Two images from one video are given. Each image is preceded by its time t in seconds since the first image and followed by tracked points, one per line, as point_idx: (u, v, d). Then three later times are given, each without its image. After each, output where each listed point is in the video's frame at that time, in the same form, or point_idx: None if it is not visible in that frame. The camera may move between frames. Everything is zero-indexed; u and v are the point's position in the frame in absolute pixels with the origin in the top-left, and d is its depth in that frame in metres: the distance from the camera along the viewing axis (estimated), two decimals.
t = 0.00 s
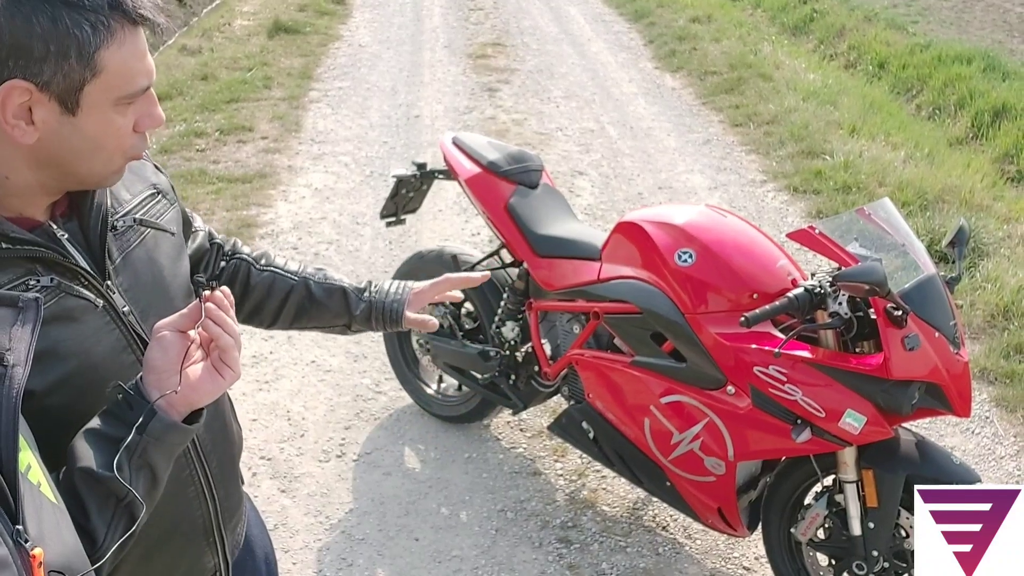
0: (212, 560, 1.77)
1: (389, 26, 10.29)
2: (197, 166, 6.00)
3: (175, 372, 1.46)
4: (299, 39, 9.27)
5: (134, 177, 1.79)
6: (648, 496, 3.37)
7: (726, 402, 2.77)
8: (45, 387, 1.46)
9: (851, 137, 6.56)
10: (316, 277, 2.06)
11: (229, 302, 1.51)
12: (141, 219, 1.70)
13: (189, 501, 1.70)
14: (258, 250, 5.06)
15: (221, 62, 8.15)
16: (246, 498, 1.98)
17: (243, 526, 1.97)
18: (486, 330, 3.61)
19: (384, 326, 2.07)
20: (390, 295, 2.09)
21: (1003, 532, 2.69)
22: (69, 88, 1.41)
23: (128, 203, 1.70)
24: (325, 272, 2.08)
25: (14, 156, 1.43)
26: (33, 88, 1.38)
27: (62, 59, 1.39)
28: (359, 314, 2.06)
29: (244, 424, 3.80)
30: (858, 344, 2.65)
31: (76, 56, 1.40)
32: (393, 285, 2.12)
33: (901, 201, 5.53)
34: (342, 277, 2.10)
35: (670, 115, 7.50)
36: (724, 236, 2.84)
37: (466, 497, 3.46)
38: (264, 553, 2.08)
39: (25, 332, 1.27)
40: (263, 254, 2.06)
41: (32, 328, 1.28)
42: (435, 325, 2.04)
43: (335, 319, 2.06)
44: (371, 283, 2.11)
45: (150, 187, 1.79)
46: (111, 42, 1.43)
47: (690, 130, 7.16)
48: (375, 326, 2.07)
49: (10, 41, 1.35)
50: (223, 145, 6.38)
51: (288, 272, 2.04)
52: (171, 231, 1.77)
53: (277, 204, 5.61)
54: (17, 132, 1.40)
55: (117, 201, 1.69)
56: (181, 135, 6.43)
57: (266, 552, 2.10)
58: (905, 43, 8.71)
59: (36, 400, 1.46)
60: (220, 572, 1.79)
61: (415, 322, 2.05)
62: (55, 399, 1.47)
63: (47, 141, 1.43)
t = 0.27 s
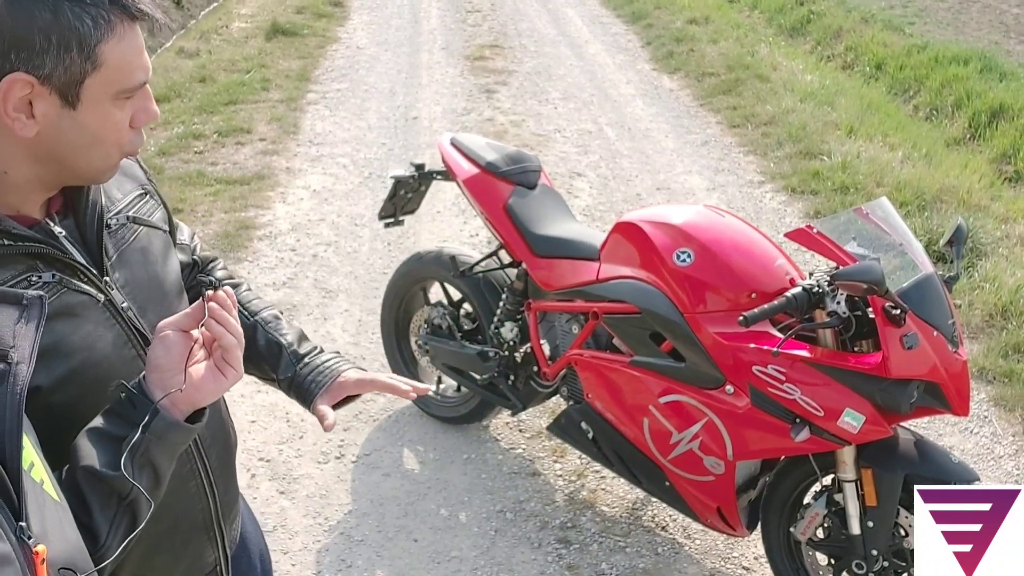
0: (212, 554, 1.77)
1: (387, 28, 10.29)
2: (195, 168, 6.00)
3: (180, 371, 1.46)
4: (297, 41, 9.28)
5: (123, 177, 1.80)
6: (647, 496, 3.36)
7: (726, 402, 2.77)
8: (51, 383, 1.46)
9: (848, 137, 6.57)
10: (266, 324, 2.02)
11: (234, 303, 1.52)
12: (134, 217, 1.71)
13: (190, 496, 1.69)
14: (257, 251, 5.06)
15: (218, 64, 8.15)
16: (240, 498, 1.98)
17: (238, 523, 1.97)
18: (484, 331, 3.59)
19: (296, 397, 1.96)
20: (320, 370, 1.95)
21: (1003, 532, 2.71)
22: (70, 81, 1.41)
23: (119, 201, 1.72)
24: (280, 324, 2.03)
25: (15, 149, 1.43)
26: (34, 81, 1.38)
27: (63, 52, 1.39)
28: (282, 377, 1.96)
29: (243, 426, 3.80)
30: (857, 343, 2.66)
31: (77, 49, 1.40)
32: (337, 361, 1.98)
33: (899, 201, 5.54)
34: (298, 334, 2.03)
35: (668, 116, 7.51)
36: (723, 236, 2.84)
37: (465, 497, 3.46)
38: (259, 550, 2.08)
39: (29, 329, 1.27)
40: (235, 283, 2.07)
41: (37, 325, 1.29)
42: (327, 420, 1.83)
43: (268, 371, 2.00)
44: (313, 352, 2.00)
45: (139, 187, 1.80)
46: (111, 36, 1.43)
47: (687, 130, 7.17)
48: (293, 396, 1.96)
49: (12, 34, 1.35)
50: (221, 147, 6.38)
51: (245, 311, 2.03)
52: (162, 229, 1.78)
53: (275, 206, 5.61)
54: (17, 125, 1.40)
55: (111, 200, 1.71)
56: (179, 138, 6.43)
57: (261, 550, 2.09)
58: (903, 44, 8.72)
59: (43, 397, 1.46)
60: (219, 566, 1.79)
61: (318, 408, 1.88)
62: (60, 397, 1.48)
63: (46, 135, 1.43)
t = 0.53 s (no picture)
0: (202, 553, 1.76)
1: (384, 31, 10.31)
2: (192, 170, 6.00)
3: (178, 362, 1.47)
4: (295, 44, 9.29)
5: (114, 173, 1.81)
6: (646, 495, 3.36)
7: (723, 399, 2.77)
8: (40, 377, 1.46)
9: (846, 138, 6.58)
10: (281, 286, 2.05)
11: (233, 294, 1.52)
12: (125, 213, 1.72)
13: (180, 492, 1.69)
14: (255, 253, 5.07)
15: (216, 67, 8.16)
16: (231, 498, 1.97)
17: (228, 522, 1.96)
18: (482, 330, 3.59)
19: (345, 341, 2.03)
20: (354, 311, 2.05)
21: (1003, 532, 2.69)
22: (56, 77, 1.41)
23: (112, 197, 1.73)
24: (292, 282, 2.07)
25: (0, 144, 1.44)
26: (19, 76, 1.38)
27: (49, 48, 1.39)
28: (319, 327, 2.03)
29: (241, 427, 3.80)
30: (855, 340, 2.66)
31: (63, 46, 1.40)
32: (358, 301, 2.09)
33: (896, 201, 5.55)
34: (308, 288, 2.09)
35: (666, 117, 7.52)
36: (720, 235, 2.84)
37: (464, 497, 3.46)
38: (251, 549, 2.08)
39: (29, 319, 1.28)
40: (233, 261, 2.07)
41: (36, 315, 1.29)
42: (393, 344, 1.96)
43: (298, 329, 2.05)
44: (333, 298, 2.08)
45: (131, 183, 1.81)
46: (100, 34, 1.43)
47: (685, 132, 7.18)
48: (333, 342, 2.04)
49: None
50: (219, 149, 6.39)
51: (255, 279, 2.05)
52: (155, 225, 1.79)
53: (273, 208, 5.61)
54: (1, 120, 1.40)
55: (103, 196, 1.72)
56: (177, 140, 6.43)
57: (253, 549, 2.09)
58: (900, 45, 8.74)
59: (33, 390, 1.46)
60: (210, 564, 1.78)
61: (371, 340, 2.00)
62: (50, 391, 1.48)
63: (31, 130, 1.43)
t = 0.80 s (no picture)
0: (198, 553, 1.77)
1: (381, 33, 10.31)
2: (190, 173, 6.00)
3: (178, 359, 1.47)
4: (292, 47, 9.29)
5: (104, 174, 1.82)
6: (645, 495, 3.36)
7: (722, 398, 2.77)
8: (32, 378, 1.47)
9: (843, 138, 6.59)
10: (267, 294, 2.06)
11: (233, 292, 1.52)
12: (116, 213, 1.72)
13: (175, 492, 1.70)
14: (253, 255, 5.07)
15: (213, 70, 8.16)
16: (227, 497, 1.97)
17: (225, 521, 1.96)
18: (481, 331, 3.59)
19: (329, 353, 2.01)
20: (339, 322, 2.03)
21: (1002, 532, 2.66)
22: (43, 78, 1.41)
23: (102, 197, 1.73)
24: (280, 292, 2.08)
25: None
26: (5, 78, 1.39)
27: (35, 49, 1.40)
28: (302, 338, 2.02)
29: (239, 429, 3.80)
30: (852, 338, 2.66)
31: (49, 47, 1.40)
32: (349, 314, 2.07)
33: (893, 201, 5.56)
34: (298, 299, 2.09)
35: (663, 118, 7.53)
36: (718, 234, 2.85)
37: (463, 498, 3.46)
38: (247, 549, 2.08)
39: (28, 318, 1.28)
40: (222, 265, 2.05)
41: (36, 314, 1.29)
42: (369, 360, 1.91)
43: (282, 338, 2.04)
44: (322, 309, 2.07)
45: (121, 184, 1.81)
46: (88, 35, 1.43)
47: (682, 132, 7.19)
48: (317, 353, 2.03)
49: None
50: (216, 152, 6.39)
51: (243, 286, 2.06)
52: (146, 225, 1.79)
53: (270, 210, 5.61)
54: None
55: (93, 197, 1.72)
56: (174, 143, 6.44)
57: (249, 549, 2.09)
58: (896, 45, 8.75)
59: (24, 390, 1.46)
60: (206, 564, 1.79)
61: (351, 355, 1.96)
62: (44, 391, 1.48)
63: (20, 132, 1.44)
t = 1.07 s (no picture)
0: (196, 548, 1.77)
1: (380, 35, 10.31)
2: (189, 175, 6.00)
3: (178, 363, 1.47)
4: (291, 49, 9.29)
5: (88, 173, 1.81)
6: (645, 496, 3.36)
7: (721, 399, 2.77)
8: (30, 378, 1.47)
9: (841, 140, 6.59)
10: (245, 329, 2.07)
11: (233, 296, 1.54)
12: (102, 212, 1.72)
13: (172, 491, 1.69)
14: (252, 257, 5.07)
15: (213, 73, 8.16)
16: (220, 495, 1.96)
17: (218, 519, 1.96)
18: (480, 332, 3.59)
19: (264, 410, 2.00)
20: (289, 385, 1.99)
21: (1002, 532, 2.70)
22: (66, 78, 1.42)
23: (87, 198, 1.72)
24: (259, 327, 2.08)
25: (10, 147, 1.44)
26: (33, 78, 1.39)
27: (61, 50, 1.40)
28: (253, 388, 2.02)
29: (239, 431, 3.80)
30: (851, 340, 2.66)
31: (74, 46, 1.41)
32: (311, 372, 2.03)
33: (892, 202, 5.56)
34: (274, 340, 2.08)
35: (662, 120, 7.53)
36: (717, 235, 2.85)
37: (462, 500, 3.46)
38: (237, 546, 2.08)
39: (28, 322, 1.28)
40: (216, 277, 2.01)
41: (36, 318, 1.29)
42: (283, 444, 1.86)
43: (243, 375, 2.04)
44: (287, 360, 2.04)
45: (105, 182, 1.80)
46: (101, 31, 1.44)
47: (681, 134, 7.19)
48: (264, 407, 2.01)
49: (12, 32, 1.36)
50: (216, 154, 6.39)
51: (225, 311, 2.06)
52: (133, 223, 1.78)
53: (270, 212, 5.61)
54: (14, 124, 1.41)
55: (80, 198, 1.72)
56: (173, 145, 6.44)
57: (239, 546, 2.09)
58: (895, 46, 8.76)
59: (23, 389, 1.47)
60: (202, 560, 1.79)
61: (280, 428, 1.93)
62: (44, 390, 1.49)
63: (41, 132, 1.44)
